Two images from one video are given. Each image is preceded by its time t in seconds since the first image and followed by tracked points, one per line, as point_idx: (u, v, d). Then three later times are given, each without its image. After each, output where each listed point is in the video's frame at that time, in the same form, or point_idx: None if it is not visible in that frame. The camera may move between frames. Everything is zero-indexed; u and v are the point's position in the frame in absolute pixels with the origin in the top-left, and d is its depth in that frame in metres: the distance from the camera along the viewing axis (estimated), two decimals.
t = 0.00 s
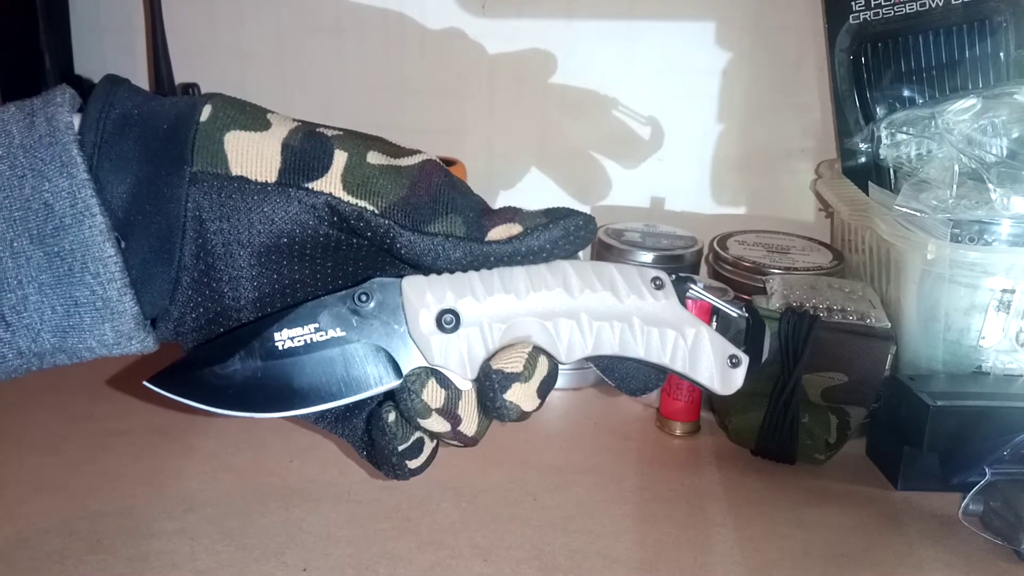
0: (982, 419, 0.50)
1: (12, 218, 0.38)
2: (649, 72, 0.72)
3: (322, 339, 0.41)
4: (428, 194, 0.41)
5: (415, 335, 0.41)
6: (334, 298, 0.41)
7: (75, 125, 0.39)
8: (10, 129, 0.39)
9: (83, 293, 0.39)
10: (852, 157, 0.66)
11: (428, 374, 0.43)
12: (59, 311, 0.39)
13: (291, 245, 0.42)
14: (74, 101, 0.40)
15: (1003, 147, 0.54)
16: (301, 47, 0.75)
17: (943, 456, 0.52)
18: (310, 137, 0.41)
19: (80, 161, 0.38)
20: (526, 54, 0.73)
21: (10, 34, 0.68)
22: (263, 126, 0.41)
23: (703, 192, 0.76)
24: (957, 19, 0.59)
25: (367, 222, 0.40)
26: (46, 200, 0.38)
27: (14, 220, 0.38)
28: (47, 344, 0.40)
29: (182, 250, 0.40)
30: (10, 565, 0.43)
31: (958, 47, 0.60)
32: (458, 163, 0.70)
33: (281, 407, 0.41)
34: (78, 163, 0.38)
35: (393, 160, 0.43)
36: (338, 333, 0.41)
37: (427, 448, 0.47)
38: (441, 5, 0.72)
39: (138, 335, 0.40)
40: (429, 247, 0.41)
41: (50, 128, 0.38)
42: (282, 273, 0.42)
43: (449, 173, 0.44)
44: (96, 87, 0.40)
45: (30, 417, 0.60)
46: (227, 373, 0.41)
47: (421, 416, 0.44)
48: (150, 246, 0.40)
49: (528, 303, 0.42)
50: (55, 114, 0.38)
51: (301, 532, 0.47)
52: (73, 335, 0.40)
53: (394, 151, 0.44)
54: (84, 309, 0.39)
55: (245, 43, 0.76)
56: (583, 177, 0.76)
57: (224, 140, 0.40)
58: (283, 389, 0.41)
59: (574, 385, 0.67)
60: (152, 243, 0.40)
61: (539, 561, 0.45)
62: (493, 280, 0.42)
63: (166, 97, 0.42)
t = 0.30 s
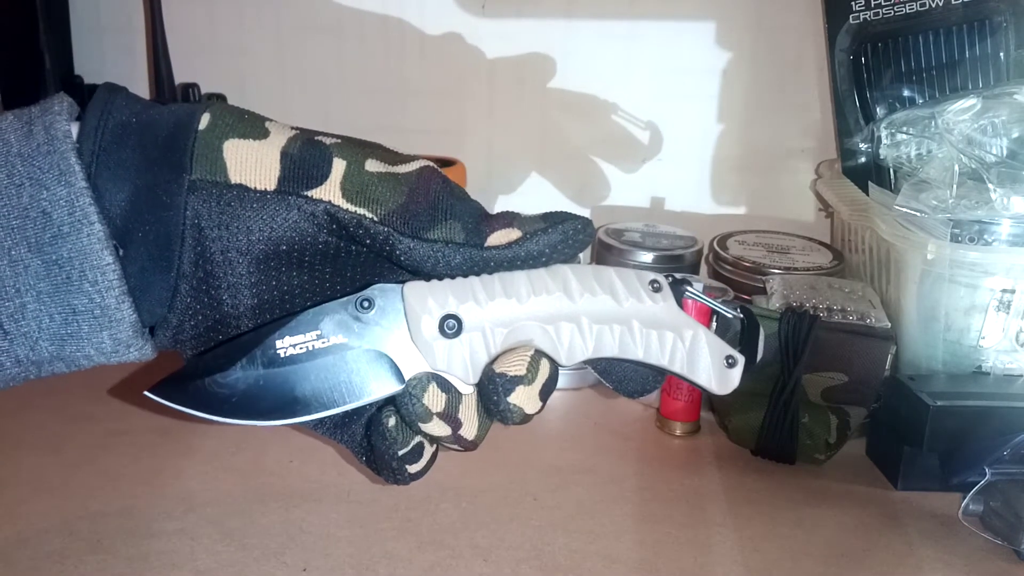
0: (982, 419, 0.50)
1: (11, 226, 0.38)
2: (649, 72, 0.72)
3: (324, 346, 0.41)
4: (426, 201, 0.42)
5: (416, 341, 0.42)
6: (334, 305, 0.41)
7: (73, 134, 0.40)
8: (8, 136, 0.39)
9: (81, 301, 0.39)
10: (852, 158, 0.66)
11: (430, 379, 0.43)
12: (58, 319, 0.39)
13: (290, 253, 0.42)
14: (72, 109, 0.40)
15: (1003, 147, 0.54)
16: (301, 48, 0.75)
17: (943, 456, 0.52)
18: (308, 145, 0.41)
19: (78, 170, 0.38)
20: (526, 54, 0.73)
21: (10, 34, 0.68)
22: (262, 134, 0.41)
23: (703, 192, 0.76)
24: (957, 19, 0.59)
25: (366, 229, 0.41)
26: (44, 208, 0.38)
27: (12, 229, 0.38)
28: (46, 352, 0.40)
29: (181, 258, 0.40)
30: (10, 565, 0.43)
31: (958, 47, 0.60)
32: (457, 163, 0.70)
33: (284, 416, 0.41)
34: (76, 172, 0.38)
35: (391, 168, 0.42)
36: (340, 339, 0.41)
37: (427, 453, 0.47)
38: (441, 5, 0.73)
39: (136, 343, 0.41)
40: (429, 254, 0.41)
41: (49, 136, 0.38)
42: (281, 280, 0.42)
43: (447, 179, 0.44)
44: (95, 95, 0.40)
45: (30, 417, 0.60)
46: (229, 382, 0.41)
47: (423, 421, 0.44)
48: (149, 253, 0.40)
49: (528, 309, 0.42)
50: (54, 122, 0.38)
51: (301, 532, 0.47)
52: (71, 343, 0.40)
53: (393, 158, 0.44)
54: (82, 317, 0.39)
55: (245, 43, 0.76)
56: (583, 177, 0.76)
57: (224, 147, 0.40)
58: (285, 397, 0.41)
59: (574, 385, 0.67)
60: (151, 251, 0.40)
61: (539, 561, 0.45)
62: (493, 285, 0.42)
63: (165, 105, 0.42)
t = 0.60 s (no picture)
0: (982, 420, 0.50)
1: (6, 222, 0.38)
2: (649, 73, 0.72)
3: (320, 341, 0.41)
4: (420, 197, 0.42)
5: (411, 335, 0.42)
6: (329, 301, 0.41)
7: (69, 131, 0.40)
8: (3, 133, 0.39)
9: (77, 296, 0.39)
10: (852, 157, 0.66)
11: (426, 372, 0.43)
12: (54, 314, 0.39)
13: (284, 248, 0.42)
14: (68, 106, 0.40)
15: (1003, 148, 0.54)
16: (301, 47, 0.75)
17: (944, 456, 0.52)
18: (303, 141, 0.42)
19: (74, 166, 0.38)
20: (526, 53, 0.73)
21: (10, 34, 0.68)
22: (256, 131, 0.41)
23: (703, 192, 0.76)
24: (957, 19, 0.59)
25: (359, 225, 0.40)
26: (40, 204, 0.38)
27: (8, 224, 0.38)
28: (42, 348, 0.40)
29: (176, 253, 0.41)
30: (10, 565, 0.43)
31: (958, 47, 0.60)
32: (457, 163, 0.71)
33: (280, 412, 0.41)
34: (71, 167, 0.38)
35: (384, 163, 0.43)
36: (336, 335, 0.41)
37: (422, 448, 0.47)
38: (441, 5, 0.73)
39: (132, 338, 0.41)
40: (423, 250, 0.41)
41: (44, 133, 0.38)
42: (276, 275, 0.43)
43: (441, 175, 0.44)
44: (90, 92, 0.40)
45: (30, 417, 0.60)
46: (225, 378, 0.41)
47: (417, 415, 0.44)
48: (145, 249, 0.40)
49: (522, 304, 0.42)
50: (49, 118, 0.39)
51: (301, 532, 0.47)
52: (67, 338, 0.40)
53: (387, 153, 0.44)
54: (78, 312, 0.39)
55: (245, 43, 0.76)
56: (582, 177, 0.76)
57: (218, 143, 0.40)
58: (282, 392, 0.41)
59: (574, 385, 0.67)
60: (147, 246, 0.40)
61: (539, 561, 0.45)
62: (487, 279, 0.42)
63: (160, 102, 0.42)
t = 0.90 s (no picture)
0: (982, 419, 0.50)
1: (11, 228, 0.38)
2: (649, 73, 0.72)
3: (321, 342, 0.41)
4: (417, 203, 0.41)
5: (409, 335, 0.42)
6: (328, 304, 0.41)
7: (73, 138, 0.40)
8: (9, 141, 0.39)
9: (81, 301, 0.39)
10: (852, 157, 0.66)
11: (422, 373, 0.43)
12: (58, 319, 0.39)
13: (284, 252, 0.42)
14: (72, 114, 0.40)
15: (1003, 147, 0.54)
16: (301, 48, 0.75)
17: (944, 456, 0.52)
18: (302, 147, 0.41)
19: (77, 173, 0.38)
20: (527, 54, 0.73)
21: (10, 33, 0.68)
22: (256, 138, 0.41)
23: (703, 192, 0.76)
24: (957, 19, 0.59)
25: (358, 230, 0.40)
26: (45, 211, 0.38)
27: (14, 231, 0.38)
28: (46, 351, 0.40)
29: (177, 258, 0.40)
30: (10, 565, 0.43)
31: (958, 47, 0.60)
32: (457, 162, 0.71)
33: (280, 412, 0.41)
34: (75, 175, 0.38)
35: (382, 171, 0.42)
36: (336, 336, 0.41)
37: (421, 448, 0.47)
38: (441, 5, 0.73)
39: (135, 342, 0.41)
40: (421, 253, 0.41)
41: (48, 141, 0.38)
42: (277, 280, 0.42)
43: (437, 180, 0.44)
44: (94, 100, 0.40)
45: (30, 416, 0.60)
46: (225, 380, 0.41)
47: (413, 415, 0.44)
48: (146, 255, 0.40)
49: (518, 307, 0.42)
50: (53, 127, 0.39)
51: (301, 532, 0.47)
52: (71, 342, 0.40)
53: (384, 160, 0.44)
54: (82, 316, 0.39)
55: (245, 43, 0.76)
56: (582, 178, 0.76)
57: (218, 151, 0.40)
58: (282, 393, 0.41)
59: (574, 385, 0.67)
60: (148, 252, 0.40)
61: (539, 561, 0.45)
62: (483, 283, 0.42)
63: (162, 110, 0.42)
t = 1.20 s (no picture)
0: (982, 419, 0.50)
1: (12, 233, 0.38)
2: (649, 73, 0.72)
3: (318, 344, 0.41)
4: (414, 208, 0.42)
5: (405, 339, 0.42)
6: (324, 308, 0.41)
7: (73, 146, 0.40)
8: (9, 148, 0.39)
9: (81, 306, 0.39)
10: (852, 158, 0.66)
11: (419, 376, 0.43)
12: (58, 323, 0.39)
13: (282, 257, 0.42)
14: (72, 121, 0.40)
15: (1003, 148, 0.54)
16: (300, 48, 0.75)
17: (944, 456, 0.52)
18: (300, 154, 0.41)
19: (77, 181, 0.38)
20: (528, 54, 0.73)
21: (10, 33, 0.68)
22: (255, 145, 0.41)
23: (703, 192, 0.76)
24: (957, 19, 0.59)
25: (355, 235, 0.41)
26: (45, 217, 0.38)
27: (14, 237, 0.38)
28: (47, 356, 0.40)
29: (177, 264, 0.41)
30: (10, 565, 0.43)
31: (958, 47, 0.60)
32: (457, 162, 0.71)
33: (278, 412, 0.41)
34: (75, 182, 0.38)
35: (381, 176, 0.42)
36: (333, 338, 0.41)
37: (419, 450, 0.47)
38: (441, 5, 0.73)
39: (134, 346, 0.40)
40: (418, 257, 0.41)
41: (49, 148, 0.38)
42: (275, 284, 0.43)
43: (434, 186, 0.44)
44: (94, 108, 0.40)
45: (30, 416, 0.60)
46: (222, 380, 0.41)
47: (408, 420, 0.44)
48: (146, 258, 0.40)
49: (514, 311, 0.42)
50: (54, 134, 0.38)
51: (301, 532, 0.47)
52: (71, 347, 0.40)
53: (381, 164, 0.44)
54: (82, 321, 0.39)
55: (245, 43, 0.76)
56: (582, 178, 0.76)
57: (217, 158, 0.40)
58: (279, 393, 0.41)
59: (574, 385, 0.67)
60: (149, 256, 0.40)
61: (539, 561, 0.45)
62: (478, 287, 0.42)
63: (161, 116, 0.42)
